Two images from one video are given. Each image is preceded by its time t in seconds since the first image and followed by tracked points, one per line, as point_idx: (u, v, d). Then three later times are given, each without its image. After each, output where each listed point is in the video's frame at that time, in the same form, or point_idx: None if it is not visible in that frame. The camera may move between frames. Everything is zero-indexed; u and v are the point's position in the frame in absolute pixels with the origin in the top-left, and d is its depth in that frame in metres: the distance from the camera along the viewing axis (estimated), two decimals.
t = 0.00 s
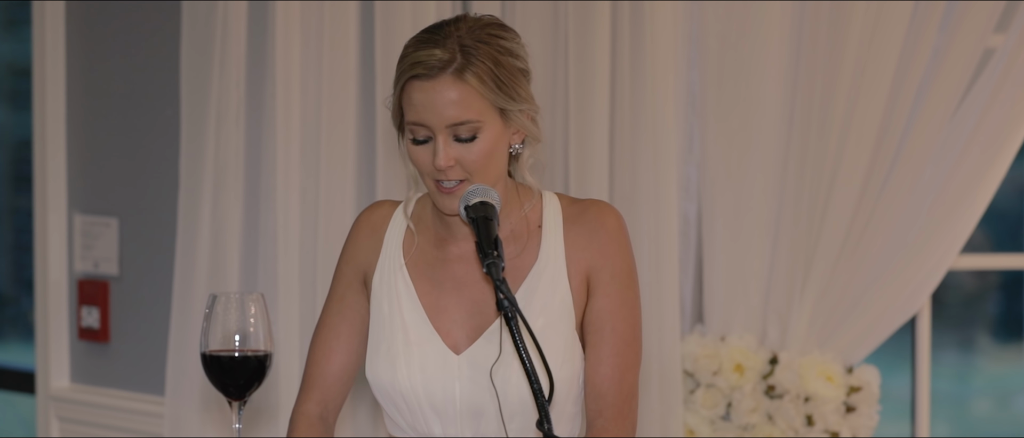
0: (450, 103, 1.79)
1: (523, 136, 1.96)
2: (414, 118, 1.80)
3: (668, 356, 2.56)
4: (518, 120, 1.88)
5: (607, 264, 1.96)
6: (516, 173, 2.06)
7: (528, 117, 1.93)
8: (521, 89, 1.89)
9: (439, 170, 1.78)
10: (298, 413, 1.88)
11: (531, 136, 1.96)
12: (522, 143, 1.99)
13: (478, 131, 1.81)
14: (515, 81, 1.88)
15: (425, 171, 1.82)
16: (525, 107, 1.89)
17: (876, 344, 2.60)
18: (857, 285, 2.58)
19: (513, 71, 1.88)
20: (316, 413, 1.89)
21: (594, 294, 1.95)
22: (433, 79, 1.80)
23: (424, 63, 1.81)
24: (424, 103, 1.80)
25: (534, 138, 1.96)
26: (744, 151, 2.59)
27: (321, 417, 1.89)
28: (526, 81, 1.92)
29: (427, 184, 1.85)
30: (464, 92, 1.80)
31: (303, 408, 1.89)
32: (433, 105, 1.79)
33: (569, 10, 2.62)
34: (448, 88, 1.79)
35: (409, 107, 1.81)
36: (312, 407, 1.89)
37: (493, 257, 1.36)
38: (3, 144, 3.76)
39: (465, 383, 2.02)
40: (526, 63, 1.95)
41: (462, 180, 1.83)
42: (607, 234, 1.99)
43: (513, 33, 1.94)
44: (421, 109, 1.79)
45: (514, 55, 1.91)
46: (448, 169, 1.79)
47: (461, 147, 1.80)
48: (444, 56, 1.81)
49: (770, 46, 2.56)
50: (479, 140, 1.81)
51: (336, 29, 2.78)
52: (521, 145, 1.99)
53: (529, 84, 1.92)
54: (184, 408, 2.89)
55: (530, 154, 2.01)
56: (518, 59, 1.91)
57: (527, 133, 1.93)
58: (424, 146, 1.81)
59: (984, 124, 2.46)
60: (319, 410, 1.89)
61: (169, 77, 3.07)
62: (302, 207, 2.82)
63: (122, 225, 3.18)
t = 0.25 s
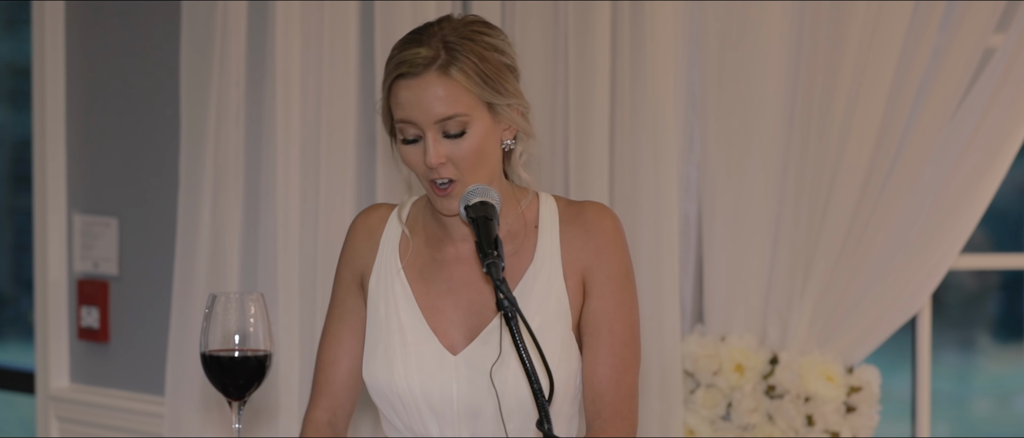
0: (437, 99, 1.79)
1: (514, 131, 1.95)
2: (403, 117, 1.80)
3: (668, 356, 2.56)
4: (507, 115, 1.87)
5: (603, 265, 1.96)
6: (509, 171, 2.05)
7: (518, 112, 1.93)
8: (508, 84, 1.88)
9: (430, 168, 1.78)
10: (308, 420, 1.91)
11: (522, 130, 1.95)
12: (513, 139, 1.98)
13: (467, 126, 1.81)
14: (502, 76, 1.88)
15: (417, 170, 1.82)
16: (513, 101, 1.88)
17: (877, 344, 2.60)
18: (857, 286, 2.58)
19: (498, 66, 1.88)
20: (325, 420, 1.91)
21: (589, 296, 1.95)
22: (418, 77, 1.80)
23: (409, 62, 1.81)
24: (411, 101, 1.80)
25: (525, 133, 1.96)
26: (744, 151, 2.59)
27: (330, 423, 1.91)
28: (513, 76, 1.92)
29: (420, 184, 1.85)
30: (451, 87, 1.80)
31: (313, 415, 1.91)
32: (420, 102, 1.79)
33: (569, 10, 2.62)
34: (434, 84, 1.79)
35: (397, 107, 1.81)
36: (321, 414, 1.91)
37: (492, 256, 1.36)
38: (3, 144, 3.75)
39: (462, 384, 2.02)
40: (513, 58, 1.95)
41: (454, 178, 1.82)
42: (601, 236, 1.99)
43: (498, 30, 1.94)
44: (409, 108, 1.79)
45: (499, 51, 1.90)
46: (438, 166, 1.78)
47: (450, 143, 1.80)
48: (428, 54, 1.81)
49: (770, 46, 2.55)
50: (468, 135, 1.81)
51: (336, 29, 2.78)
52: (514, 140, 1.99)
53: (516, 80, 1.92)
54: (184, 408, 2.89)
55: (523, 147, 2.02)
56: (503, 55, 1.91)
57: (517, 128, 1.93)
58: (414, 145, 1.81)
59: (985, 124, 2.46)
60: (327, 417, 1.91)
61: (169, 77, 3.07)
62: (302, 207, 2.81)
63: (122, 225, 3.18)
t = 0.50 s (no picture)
0: (432, 100, 1.79)
1: (509, 126, 1.96)
2: (398, 120, 1.80)
3: (668, 356, 2.56)
4: (501, 111, 1.87)
5: (601, 262, 1.95)
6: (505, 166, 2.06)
7: (511, 108, 1.93)
8: (501, 80, 1.88)
9: (428, 169, 1.78)
10: (307, 417, 1.89)
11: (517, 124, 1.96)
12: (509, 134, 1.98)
13: (463, 125, 1.80)
14: (493, 73, 1.87)
15: (415, 172, 1.82)
16: (506, 97, 1.88)
17: (877, 344, 2.59)
18: (857, 285, 2.58)
19: (490, 63, 1.88)
20: (325, 416, 1.89)
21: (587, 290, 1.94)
22: (411, 79, 1.80)
23: (401, 65, 1.81)
24: (406, 103, 1.79)
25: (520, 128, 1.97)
26: (745, 150, 2.58)
27: (331, 420, 1.89)
28: (504, 72, 1.92)
29: (420, 185, 1.85)
30: (445, 88, 1.79)
31: (312, 410, 1.89)
32: (415, 105, 1.78)
33: (569, 9, 2.61)
34: (427, 86, 1.79)
35: (392, 110, 1.81)
36: (320, 410, 1.89)
37: (493, 256, 1.35)
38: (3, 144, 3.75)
39: (458, 380, 2.01)
40: (503, 54, 1.95)
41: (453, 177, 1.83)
42: (599, 232, 1.98)
43: (486, 27, 1.94)
44: (404, 111, 1.79)
45: (489, 48, 1.90)
46: (437, 167, 1.78)
47: (447, 144, 1.80)
48: (419, 55, 1.81)
49: (770, 46, 2.55)
50: (464, 134, 1.81)
51: (336, 29, 2.77)
52: (509, 136, 1.99)
53: (508, 76, 1.92)
54: (183, 408, 2.88)
55: (518, 142, 2.01)
56: (493, 51, 1.91)
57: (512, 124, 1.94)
58: (411, 148, 1.81)
59: (985, 124, 2.46)
60: (327, 414, 1.89)
61: (168, 77, 3.07)
62: (302, 206, 2.81)
63: (121, 225, 3.17)
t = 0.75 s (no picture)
0: (431, 97, 1.79)
1: (509, 125, 1.95)
2: (397, 116, 1.80)
3: (669, 356, 2.56)
4: (501, 110, 1.87)
5: (597, 265, 1.95)
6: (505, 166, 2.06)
7: (512, 107, 1.93)
8: (501, 78, 1.88)
9: (426, 165, 1.78)
10: (307, 415, 1.89)
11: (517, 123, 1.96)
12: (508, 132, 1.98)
13: (461, 122, 1.80)
14: (494, 71, 1.87)
15: (412, 168, 1.82)
16: (506, 96, 1.88)
17: (877, 344, 2.59)
18: (857, 285, 2.57)
19: (491, 61, 1.87)
20: (326, 416, 1.89)
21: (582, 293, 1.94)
22: (411, 75, 1.80)
23: (401, 61, 1.81)
24: (405, 99, 1.79)
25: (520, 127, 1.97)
26: (745, 150, 2.58)
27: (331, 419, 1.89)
28: (506, 70, 1.91)
29: (417, 182, 1.85)
30: (444, 84, 1.79)
31: (312, 410, 1.90)
32: (414, 101, 1.78)
33: (570, 9, 2.61)
34: (427, 82, 1.79)
35: (391, 106, 1.81)
36: (321, 410, 1.90)
37: (493, 256, 1.35)
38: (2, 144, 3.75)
39: (450, 381, 2.01)
40: (505, 52, 1.94)
41: (451, 174, 1.83)
42: (596, 235, 1.97)
43: (491, 25, 1.93)
44: (403, 106, 1.79)
45: (491, 46, 1.89)
46: (434, 164, 1.78)
47: (445, 140, 1.80)
48: (420, 51, 1.81)
49: (771, 46, 2.55)
50: (462, 131, 1.81)
51: (335, 29, 2.77)
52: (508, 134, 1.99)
53: (509, 74, 1.91)
54: (183, 408, 2.88)
55: (518, 141, 2.02)
56: (496, 49, 1.90)
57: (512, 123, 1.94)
58: (409, 143, 1.81)
59: (985, 124, 2.46)
60: (328, 413, 1.90)
61: (168, 77, 3.06)
62: (301, 206, 2.81)
63: (121, 225, 3.17)
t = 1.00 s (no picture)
0: (431, 98, 1.79)
1: (508, 134, 1.95)
2: (395, 114, 1.80)
3: (669, 356, 2.56)
4: (501, 117, 1.87)
5: (597, 267, 1.94)
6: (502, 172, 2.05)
7: (512, 115, 1.92)
8: (503, 86, 1.88)
9: (420, 166, 1.78)
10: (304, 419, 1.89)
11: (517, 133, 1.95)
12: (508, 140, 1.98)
13: (459, 125, 1.80)
14: (497, 77, 1.87)
15: (407, 169, 1.82)
16: (507, 104, 1.88)
17: (878, 345, 2.59)
18: (857, 286, 2.57)
19: (494, 68, 1.87)
20: (322, 419, 1.89)
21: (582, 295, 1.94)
22: (413, 74, 1.79)
23: (405, 59, 1.81)
24: (404, 98, 1.79)
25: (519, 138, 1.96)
26: (745, 151, 2.58)
27: (327, 422, 1.89)
28: (510, 78, 1.91)
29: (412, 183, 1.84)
30: (444, 86, 1.79)
31: (309, 414, 1.90)
32: (414, 100, 1.78)
33: (570, 9, 2.61)
34: (428, 83, 1.79)
35: (390, 104, 1.81)
36: (318, 414, 1.89)
37: (493, 256, 1.35)
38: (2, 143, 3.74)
39: (448, 385, 2.01)
40: (511, 60, 1.94)
41: (445, 178, 1.82)
42: (596, 236, 1.97)
43: (498, 31, 1.93)
44: (402, 105, 1.79)
45: (496, 53, 1.89)
46: (429, 165, 1.78)
47: (441, 143, 1.79)
48: (424, 52, 1.81)
49: (771, 47, 2.55)
50: (460, 135, 1.80)
51: (335, 29, 2.77)
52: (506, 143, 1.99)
53: (512, 82, 1.91)
54: (183, 408, 2.88)
55: (516, 151, 2.01)
56: (501, 56, 1.90)
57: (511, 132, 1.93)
58: (406, 143, 1.80)
59: (986, 124, 2.45)
60: (325, 417, 1.89)
61: (168, 77, 3.06)
62: (301, 207, 2.81)
63: (120, 225, 3.17)
